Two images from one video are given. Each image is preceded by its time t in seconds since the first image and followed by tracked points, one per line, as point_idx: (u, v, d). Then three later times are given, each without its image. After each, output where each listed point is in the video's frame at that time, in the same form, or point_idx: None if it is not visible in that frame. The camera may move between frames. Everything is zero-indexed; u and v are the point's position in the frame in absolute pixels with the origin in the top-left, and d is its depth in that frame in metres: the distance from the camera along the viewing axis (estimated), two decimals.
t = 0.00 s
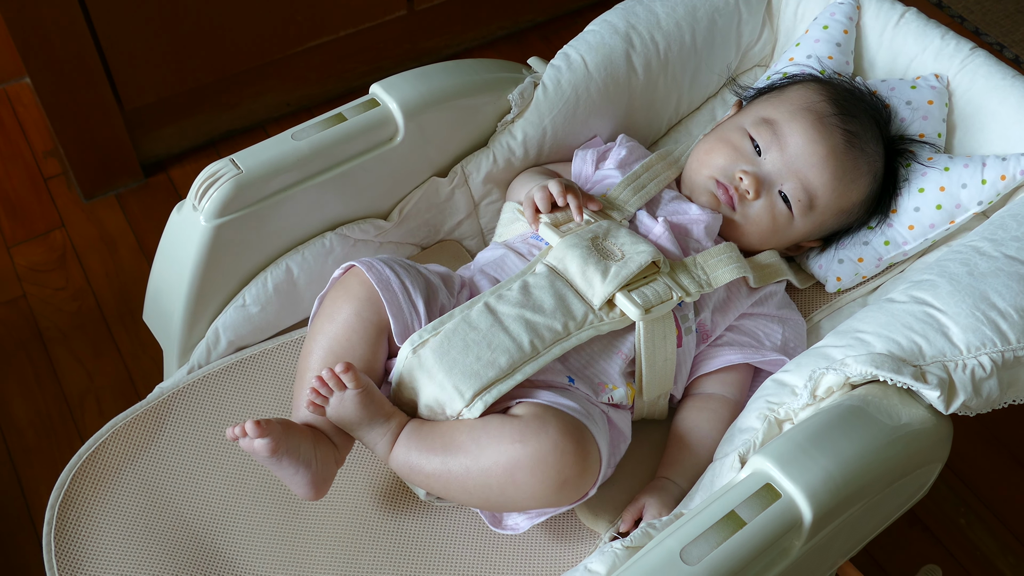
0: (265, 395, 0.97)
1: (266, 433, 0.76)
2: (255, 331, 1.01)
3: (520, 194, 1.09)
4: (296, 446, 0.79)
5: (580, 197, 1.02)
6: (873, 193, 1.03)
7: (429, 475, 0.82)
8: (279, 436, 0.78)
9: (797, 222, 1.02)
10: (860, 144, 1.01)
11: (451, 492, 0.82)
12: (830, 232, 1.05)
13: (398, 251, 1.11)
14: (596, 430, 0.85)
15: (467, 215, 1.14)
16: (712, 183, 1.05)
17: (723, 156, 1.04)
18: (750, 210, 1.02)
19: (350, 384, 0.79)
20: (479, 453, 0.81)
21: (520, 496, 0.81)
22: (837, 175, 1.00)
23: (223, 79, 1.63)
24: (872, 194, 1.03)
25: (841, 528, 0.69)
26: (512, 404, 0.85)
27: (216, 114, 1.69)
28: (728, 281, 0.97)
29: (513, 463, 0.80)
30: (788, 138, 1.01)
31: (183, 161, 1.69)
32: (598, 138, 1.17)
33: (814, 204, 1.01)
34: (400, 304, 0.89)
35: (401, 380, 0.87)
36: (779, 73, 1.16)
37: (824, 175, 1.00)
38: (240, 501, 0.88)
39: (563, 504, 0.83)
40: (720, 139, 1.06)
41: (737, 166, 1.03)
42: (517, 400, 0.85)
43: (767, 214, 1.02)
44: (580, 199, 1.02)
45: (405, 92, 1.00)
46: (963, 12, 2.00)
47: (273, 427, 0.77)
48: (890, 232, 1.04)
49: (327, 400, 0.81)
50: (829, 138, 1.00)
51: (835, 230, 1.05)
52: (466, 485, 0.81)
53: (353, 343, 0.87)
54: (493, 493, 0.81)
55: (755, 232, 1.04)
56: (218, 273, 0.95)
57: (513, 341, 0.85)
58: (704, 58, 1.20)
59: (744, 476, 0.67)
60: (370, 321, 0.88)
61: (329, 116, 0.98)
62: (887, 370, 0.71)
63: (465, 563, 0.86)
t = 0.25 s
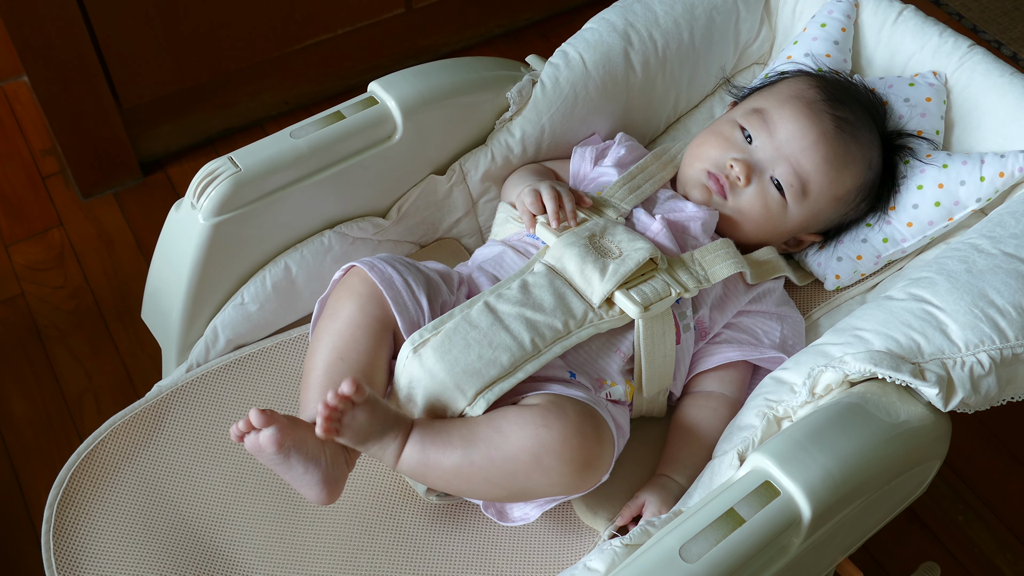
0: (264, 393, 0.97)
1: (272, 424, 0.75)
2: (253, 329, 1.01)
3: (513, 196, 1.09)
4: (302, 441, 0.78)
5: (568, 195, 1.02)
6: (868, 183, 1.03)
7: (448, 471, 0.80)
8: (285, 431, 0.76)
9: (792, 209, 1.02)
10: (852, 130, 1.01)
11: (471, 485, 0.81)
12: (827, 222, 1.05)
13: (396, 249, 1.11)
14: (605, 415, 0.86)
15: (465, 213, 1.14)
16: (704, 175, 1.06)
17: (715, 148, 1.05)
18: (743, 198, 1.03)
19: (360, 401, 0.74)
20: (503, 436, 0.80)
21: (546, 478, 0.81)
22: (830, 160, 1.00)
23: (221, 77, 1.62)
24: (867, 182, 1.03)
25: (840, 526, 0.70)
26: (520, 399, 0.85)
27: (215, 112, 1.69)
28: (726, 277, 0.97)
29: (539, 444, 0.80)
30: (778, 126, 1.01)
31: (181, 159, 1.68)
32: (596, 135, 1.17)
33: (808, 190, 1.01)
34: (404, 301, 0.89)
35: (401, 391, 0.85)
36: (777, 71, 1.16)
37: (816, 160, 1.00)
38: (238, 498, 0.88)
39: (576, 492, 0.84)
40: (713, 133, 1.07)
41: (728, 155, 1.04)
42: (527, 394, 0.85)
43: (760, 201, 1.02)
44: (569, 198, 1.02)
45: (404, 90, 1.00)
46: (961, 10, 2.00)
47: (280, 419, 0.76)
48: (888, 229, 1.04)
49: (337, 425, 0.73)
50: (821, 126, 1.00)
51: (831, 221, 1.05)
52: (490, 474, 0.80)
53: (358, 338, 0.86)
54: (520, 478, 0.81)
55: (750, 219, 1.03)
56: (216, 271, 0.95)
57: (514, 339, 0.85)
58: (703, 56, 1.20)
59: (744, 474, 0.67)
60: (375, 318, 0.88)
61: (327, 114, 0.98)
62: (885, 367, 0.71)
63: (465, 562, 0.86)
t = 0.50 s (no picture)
0: (261, 392, 0.97)
1: (320, 424, 0.70)
2: (250, 328, 1.00)
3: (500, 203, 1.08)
4: (348, 440, 0.73)
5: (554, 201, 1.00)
6: (859, 152, 1.02)
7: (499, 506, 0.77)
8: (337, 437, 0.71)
9: (776, 173, 1.02)
10: (829, 95, 1.03)
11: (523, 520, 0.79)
12: (819, 196, 1.04)
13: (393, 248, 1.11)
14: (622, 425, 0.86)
15: (462, 211, 1.13)
16: (688, 154, 1.07)
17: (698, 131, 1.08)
18: (723, 165, 1.04)
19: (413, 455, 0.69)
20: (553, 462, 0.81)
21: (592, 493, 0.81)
22: (806, 119, 1.02)
23: (218, 76, 1.62)
24: (858, 152, 1.02)
25: (839, 524, 0.70)
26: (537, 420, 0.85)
27: (212, 110, 1.69)
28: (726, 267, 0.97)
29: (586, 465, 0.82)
30: (751, 102, 1.05)
31: (178, 157, 1.68)
32: (593, 134, 1.16)
33: (789, 152, 1.02)
34: (423, 292, 0.88)
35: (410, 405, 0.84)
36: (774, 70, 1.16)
37: (793, 122, 1.02)
38: (235, 498, 0.88)
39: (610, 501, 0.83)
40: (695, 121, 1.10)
41: (707, 131, 1.06)
42: (542, 413, 0.85)
43: (740, 165, 1.03)
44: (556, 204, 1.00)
45: (401, 89, 1.00)
46: (959, 7, 2.00)
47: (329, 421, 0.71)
48: (888, 228, 1.04)
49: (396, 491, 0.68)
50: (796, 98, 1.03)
51: (824, 195, 1.04)
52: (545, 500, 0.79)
53: (377, 324, 0.84)
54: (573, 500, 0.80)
55: (736, 189, 1.04)
56: (213, 270, 0.95)
57: (523, 350, 0.85)
58: (700, 54, 1.20)
59: (742, 472, 0.67)
60: (394, 305, 0.86)
61: (324, 112, 0.98)
62: (883, 366, 0.71)
63: (463, 560, 0.85)
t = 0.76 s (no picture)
0: (260, 390, 0.96)
1: (332, 397, 0.70)
2: (249, 326, 1.00)
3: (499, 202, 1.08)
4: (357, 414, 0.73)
5: (554, 210, 0.99)
6: (856, 134, 1.01)
7: (505, 511, 0.78)
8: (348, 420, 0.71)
9: (769, 153, 1.02)
10: (820, 80, 1.03)
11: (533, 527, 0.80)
12: (816, 178, 1.02)
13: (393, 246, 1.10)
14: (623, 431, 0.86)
15: (462, 210, 1.13)
16: (685, 146, 1.08)
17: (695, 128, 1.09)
18: (716, 151, 1.04)
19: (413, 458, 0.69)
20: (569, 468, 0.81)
21: (604, 498, 0.82)
22: (796, 102, 1.02)
23: (218, 73, 1.62)
24: (855, 134, 1.01)
25: (837, 525, 0.70)
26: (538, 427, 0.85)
27: (211, 107, 1.68)
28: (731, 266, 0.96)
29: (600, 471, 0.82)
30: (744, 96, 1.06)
31: (177, 154, 1.68)
32: (593, 133, 1.16)
33: (780, 134, 1.02)
34: (435, 284, 0.89)
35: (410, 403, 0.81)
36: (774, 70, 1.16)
37: (784, 105, 1.03)
38: (233, 496, 0.88)
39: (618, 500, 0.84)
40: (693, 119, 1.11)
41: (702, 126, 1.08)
42: (544, 419, 0.85)
43: (732, 149, 1.03)
44: (557, 211, 0.99)
45: (401, 87, 0.99)
46: (959, 6, 2.00)
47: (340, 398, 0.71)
48: (889, 228, 1.04)
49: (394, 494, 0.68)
50: (790, 91, 1.03)
51: (822, 177, 1.02)
52: (558, 510, 0.80)
53: (387, 310, 0.85)
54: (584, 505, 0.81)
55: (731, 173, 1.03)
56: (212, 268, 0.95)
57: (529, 353, 0.85)
58: (700, 53, 1.20)
59: (740, 472, 0.67)
60: (404, 292, 0.87)
61: (324, 110, 0.97)
62: (882, 366, 0.71)
63: (463, 560, 0.85)
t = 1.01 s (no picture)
0: (257, 390, 0.96)
1: (324, 407, 0.72)
2: (246, 327, 1.00)
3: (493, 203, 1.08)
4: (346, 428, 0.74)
5: (543, 214, 0.99)
6: (853, 135, 1.01)
7: (475, 513, 0.79)
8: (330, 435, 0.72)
9: (765, 155, 1.02)
10: (818, 83, 1.03)
11: (519, 516, 0.80)
12: (814, 179, 1.02)
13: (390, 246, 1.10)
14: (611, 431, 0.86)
15: (460, 210, 1.13)
16: (681, 148, 1.08)
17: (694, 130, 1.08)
18: (712, 153, 1.04)
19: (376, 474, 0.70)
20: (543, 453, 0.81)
21: (589, 482, 0.81)
22: (792, 104, 1.02)
23: (215, 72, 1.62)
24: (852, 135, 1.01)
25: (835, 526, 0.69)
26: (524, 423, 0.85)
27: (209, 106, 1.68)
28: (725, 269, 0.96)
29: (580, 455, 0.81)
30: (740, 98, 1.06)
31: (175, 153, 1.67)
32: (590, 134, 1.16)
33: (776, 135, 1.02)
34: (423, 292, 0.88)
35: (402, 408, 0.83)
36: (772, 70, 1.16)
37: (780, 106, 1.02)
38: (231, 497, 0.88)
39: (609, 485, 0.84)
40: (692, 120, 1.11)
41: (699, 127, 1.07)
42: (530, 416, 0.85)
43: (729, 151, 1.03)
44: (545, 216, 0.98)
45: (398, 87, 0.99)
46: (958, 5, 1.99)
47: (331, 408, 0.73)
48: (887, 228, 1.04)
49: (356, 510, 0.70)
50: (787, 91, 1.03)
51: (820, 178, 1.02)
52: (538, 496, 0.80)
53: (371, 318, 0.84)
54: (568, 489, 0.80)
55: (728, 175, 1.03)
56: (209, 268, 0.95)
57: (523, 355, 0.85)
58: (698, 52, 1.20)
59: (738, 474, 0.67)
60: (389, 300, 0.86)
61: (321, 110, 0.97)
62: (881, 366, 0.71)
63: (461, 561, 0.85)
